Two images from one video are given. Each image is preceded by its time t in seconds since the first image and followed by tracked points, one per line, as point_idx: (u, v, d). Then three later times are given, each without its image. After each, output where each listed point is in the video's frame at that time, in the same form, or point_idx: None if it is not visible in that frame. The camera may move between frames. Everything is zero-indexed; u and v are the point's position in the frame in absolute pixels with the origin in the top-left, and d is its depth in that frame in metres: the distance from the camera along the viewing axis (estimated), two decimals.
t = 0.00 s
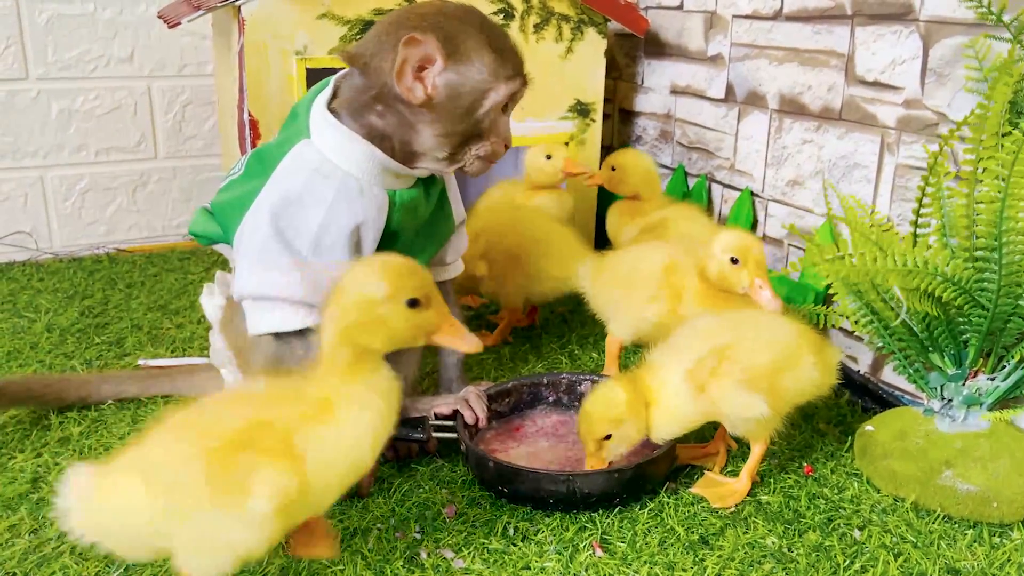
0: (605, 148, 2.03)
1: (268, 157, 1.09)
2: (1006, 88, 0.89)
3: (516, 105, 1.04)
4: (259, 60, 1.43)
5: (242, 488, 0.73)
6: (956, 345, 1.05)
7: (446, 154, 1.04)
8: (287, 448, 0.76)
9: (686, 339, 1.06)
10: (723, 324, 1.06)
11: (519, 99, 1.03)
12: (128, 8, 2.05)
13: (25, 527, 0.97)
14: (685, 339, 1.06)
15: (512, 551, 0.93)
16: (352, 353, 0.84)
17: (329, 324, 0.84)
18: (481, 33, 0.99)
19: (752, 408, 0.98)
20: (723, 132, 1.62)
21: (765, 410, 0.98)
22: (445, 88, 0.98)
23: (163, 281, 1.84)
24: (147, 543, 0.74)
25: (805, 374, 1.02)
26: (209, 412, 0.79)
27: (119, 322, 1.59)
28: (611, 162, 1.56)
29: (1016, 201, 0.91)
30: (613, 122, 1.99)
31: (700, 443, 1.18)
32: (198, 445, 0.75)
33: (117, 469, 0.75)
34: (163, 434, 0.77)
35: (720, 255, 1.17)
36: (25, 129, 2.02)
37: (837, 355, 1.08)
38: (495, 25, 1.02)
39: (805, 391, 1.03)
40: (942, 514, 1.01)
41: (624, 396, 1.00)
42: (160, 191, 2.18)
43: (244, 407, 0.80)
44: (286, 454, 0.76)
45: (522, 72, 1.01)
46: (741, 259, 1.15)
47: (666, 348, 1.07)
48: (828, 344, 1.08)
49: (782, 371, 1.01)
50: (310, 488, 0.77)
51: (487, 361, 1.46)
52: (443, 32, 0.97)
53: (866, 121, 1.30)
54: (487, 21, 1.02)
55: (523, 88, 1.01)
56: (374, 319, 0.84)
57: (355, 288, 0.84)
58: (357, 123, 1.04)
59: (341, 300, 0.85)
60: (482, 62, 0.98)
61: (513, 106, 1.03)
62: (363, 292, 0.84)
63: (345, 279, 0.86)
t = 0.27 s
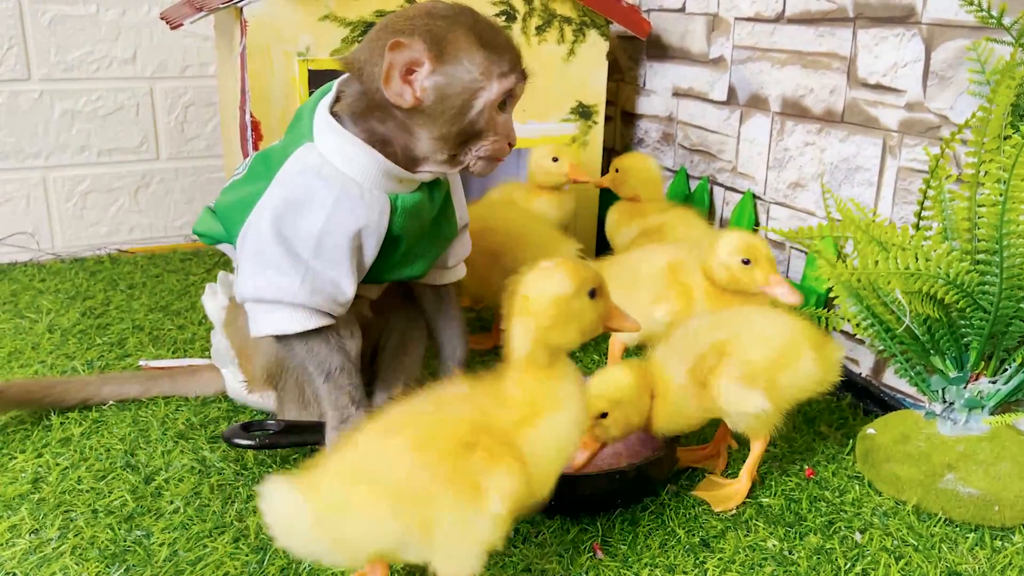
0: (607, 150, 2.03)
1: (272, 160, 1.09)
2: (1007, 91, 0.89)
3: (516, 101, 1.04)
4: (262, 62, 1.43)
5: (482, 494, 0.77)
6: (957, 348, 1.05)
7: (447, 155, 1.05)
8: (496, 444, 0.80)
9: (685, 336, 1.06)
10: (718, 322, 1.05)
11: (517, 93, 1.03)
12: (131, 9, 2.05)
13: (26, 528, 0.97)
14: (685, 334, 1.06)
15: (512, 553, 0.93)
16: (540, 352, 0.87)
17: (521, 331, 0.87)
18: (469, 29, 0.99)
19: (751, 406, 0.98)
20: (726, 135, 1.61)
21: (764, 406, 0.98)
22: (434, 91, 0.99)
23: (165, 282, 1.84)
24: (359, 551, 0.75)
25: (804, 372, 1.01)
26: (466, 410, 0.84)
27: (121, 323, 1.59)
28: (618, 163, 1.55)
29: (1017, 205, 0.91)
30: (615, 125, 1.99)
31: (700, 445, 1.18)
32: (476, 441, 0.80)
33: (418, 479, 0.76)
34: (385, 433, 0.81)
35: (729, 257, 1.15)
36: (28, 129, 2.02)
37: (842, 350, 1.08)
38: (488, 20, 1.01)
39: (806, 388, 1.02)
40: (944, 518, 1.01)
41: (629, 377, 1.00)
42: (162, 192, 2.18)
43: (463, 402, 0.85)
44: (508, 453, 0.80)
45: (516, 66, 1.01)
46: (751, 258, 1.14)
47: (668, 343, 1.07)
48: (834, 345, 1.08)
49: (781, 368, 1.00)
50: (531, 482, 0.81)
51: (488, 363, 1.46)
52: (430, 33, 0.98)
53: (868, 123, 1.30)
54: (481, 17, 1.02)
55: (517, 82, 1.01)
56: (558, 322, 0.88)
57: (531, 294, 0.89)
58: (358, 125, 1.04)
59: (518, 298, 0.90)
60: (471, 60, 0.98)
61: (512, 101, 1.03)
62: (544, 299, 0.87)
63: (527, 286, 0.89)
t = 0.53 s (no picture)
0: (608, 153, 2.03)
1: (273, 160, 1.09)
2: (1008, 94, 0.90)
3: (493, 100, 0.98)
4: (263, 63, 1.44)
5: (582, 478, 0.81)
6: (958, 351, 1.05)
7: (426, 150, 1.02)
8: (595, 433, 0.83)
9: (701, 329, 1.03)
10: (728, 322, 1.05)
11: (492, 92, 0.98)
12: (133, 11, 2.06)
13: (26, 528, 0.97)
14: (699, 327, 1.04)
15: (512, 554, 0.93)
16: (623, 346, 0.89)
17: (608, 329, 0.89)
18: (432, 22, 0.97)
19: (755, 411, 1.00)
20: (727, 137, 1.62)
21: (768, 412, 1.00)
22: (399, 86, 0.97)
23: (166, 283, 1.84)
24: (468, 530, 0.80)
25: (815, 384, 1.01)
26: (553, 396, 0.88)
27: (122, 324, 1.59)
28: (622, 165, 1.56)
29: (1017, 208, 0.91)
30: (616, 127, 1.99)
31: (701, 449, 1.18)
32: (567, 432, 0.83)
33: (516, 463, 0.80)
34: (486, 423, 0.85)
35: (742, 275, 1.14)
36: (30, 130, 2.03)
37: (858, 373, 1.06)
38: (463, 14, 0.99)
39: (815, 402, 1.02)
40: (944, 520, 1.01)
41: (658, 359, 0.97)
42: (163, 193, 2.18)
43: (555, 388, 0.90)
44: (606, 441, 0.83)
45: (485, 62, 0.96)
46: (767, 272, 1.13)
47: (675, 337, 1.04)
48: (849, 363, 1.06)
49: (791, 373, 1.00)
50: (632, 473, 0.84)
51: (489, 365, 1.46)
52: (395, 28, 0.97)
53: (869, 126, 1.30)
54: (459, 13, 0.99)
55: (485, 79, 0.96)
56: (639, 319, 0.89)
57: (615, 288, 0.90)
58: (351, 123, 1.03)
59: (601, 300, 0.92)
60: (430, 53, 0.96)
61: (488, 100, 0.98)
62: (633, 295, 0.89)
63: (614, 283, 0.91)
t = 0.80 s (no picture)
0: (609, 158, 2.04)
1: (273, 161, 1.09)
2: (1009, 101, 0.90)
3: (462, 100, 0.97)
4: (266, 67, 1.44)
5: (694, 431, 0.87)
6: (958, 358, 1.05)
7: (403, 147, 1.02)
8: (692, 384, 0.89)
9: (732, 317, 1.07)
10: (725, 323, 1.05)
11: (459, 91, 0.96)
12: (136, 15, 2.07)
13: (26, 531, 0.97)
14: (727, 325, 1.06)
15: (513, 560, 0.93)
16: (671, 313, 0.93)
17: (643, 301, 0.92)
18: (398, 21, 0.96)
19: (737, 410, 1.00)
20: (728, 143, 1.62)
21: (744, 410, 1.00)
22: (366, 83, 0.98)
23: (167, 287, 1.84)
24: (632, 515, 0.83)
25: (805, 394, 1.00)
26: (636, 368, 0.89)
27: (123, 327, 1.60)
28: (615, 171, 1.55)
29: (1018, 215, 0.91)
30: (617, 132, 1.99)
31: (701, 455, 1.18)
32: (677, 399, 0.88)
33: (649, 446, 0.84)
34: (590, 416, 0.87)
35: (734, 270, 1.10)
36: (33, 134, 2.03)
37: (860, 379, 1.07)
38: (435, 12, 0.98)
39: (802, 411, 1.01)
40: (945, 527, 1.01)
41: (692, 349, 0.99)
42: (165, 196, 2.19)
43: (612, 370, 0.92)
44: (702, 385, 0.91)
45: (448, 60, 0.95)
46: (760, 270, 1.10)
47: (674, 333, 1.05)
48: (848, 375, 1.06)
49: (778, 377, 1.00)
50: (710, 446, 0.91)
51: (489, 369, 1.46)
52: (366, 29, 0.98)
53: (870, 133, 1.30)
54: (434, 12, 0.98)
55: (448, 78, 0.95)
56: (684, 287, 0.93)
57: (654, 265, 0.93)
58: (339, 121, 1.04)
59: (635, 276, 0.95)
60: (394, 53, 0.96)
61: (455, 100, 0.97)
62: (672, 268, 0.92)
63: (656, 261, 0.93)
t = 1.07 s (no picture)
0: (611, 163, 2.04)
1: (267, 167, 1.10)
2: (1010, 110, 0.90)
3: (401, 59, 0.98)
4: (267, 70, 1.45)
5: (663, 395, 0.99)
6: (959, 366, 1.05)
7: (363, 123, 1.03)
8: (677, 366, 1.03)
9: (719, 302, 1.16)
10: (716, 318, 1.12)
11: (396, 49, 0.98)
12: (139, 20, 2.07)
13: (26, 536, 0.97)
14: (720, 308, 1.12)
15: (513, 566, 0.93)
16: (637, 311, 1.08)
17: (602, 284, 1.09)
18: None
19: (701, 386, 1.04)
20: (729, 149, 1.62)
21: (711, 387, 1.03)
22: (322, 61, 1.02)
23: (169, 291, 1.85)
24: (631, 475, 0.90)
25: (778, 392, 1.02)
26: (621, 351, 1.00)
27: (125, 331, 1.60)
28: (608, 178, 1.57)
29: (1019, 223, 0.91)
30: (619, 138, 1.99)
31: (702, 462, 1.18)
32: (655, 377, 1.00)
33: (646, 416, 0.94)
34: (591, 389, 0.96)
35: (733, 257, 1.19)
36: (35, 137, 2.04)
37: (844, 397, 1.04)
38: None
39: (771, 407, 1.03)
40: (945, 536, 1.01)
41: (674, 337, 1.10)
42: (167, 200, 2.19)
43: (594, 356, 1.00)
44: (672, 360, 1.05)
45: (385, 22, 0.98)
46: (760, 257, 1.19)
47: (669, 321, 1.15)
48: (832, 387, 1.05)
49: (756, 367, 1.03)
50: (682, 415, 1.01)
51: (490, 375, 1.46)
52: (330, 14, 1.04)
53: (871, 140, 1.30)
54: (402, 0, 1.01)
55: (384, 37, 0.98)
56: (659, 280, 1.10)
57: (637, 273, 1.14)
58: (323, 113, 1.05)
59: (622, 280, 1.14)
60: (342, 25, 1.00)
61: (394, 61, 0.98)
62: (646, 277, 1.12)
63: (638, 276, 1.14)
